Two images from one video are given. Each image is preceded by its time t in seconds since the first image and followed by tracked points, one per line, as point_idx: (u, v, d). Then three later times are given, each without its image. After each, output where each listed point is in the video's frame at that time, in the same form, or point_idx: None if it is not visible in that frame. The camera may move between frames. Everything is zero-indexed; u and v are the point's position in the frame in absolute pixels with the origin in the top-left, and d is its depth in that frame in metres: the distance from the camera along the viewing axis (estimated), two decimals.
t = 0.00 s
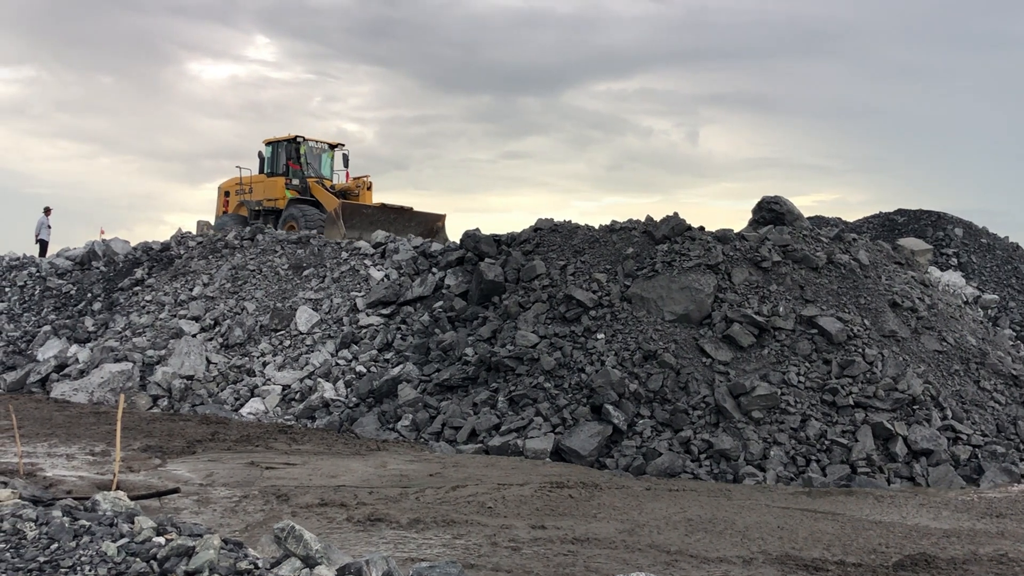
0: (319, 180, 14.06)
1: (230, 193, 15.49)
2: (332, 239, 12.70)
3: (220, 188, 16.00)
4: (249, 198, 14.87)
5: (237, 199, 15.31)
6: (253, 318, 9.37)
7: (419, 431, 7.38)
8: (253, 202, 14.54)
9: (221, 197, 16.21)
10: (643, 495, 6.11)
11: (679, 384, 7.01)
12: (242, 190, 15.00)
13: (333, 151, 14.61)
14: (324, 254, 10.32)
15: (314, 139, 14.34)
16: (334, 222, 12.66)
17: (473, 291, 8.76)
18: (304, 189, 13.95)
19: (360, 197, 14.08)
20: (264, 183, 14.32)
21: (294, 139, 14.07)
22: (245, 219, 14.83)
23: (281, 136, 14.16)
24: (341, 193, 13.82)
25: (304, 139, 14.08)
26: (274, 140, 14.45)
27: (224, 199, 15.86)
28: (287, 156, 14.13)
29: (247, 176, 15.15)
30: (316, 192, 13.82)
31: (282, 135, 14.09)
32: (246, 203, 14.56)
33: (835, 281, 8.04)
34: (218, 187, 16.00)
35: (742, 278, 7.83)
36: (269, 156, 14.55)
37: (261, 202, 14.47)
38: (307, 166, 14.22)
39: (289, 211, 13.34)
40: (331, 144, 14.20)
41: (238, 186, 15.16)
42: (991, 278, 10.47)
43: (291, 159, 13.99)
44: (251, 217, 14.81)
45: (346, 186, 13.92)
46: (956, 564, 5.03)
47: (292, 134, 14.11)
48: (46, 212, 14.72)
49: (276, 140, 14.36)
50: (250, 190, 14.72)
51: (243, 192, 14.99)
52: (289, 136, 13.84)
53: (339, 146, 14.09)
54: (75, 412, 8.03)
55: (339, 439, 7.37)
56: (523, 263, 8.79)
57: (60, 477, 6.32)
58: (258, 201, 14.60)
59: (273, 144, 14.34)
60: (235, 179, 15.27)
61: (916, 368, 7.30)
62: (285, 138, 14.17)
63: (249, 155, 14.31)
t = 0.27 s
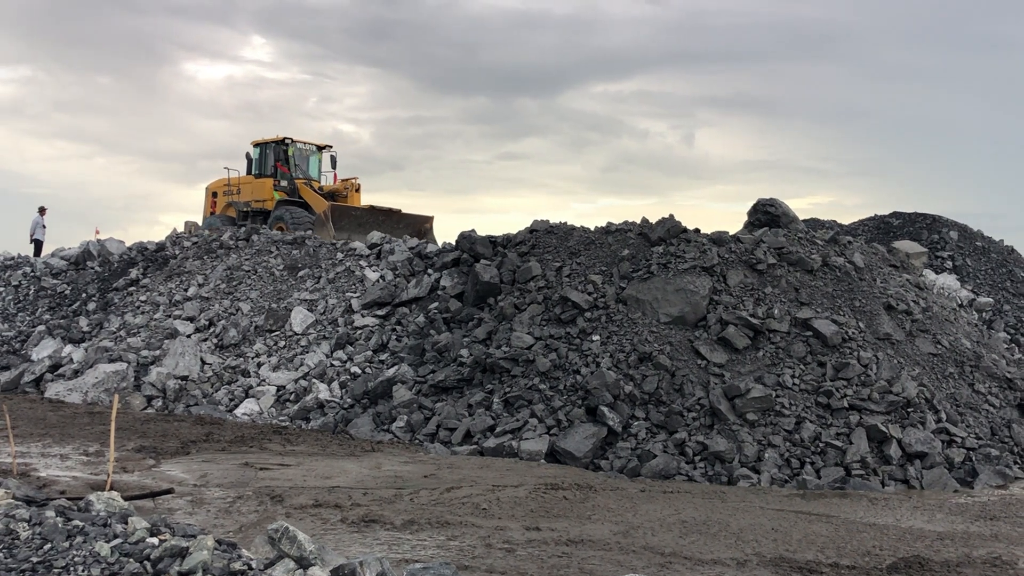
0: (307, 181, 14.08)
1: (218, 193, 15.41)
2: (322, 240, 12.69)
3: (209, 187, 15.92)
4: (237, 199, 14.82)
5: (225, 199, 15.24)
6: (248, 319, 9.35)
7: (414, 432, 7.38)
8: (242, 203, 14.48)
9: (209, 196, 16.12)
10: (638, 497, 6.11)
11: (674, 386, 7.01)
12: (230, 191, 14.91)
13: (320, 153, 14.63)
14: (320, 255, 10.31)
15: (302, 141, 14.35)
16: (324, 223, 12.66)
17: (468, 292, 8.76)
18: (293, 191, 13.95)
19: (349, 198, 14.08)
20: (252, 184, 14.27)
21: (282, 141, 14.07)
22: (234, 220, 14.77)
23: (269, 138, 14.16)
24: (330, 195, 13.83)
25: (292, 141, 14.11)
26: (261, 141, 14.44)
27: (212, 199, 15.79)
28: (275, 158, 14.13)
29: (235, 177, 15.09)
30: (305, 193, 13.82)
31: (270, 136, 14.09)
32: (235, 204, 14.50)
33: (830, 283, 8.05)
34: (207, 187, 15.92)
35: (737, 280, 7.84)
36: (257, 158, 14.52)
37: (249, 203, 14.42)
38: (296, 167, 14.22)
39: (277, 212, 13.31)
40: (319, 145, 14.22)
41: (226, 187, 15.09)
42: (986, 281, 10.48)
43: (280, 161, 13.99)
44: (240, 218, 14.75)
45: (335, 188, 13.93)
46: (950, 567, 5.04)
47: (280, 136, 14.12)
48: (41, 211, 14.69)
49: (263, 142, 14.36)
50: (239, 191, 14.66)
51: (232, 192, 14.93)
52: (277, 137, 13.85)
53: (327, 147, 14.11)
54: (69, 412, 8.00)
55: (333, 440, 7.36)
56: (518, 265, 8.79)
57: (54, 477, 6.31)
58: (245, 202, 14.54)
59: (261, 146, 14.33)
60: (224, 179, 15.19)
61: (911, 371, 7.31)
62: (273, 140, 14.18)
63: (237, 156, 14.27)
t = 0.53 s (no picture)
0: (294, 180, 14.06)
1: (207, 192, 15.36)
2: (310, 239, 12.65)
3: (197, 186, 15.86)
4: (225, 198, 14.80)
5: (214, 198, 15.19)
6: (239, 317, 9.33)
7: (405, 432, 7.37)
8: (230, 202, 14.45)
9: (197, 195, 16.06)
10: (628, 498, 6.11)
11: (664, 387, 7.02)
12: (219, 190, 14.90)
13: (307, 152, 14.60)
14: (311, 254, 10.29)
15: (289, 139, 14.31)
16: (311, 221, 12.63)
17: (459, 292, 8.75)
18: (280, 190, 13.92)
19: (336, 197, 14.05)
20: (240, 183, 14.24)
21: (269, 140, 14.04)
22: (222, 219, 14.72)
23: (256, 137, 14.12)
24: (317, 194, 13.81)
25: (279, 140, 14.09)
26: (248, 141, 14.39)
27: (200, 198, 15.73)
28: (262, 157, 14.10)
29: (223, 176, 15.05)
30: (292, 192, 13.79)
31: (257, 136, 14.06)
32: (223, 202, 14.46)
33: (821, 285, 8.06)
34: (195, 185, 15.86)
35: (729, 282, 7.85)
36: (245, 157, 14.49)
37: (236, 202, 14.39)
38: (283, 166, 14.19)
39: (264, 210, 13.28)
40: (306, 144, 14.19)
41: (214, 186, 15.05)
42: (977, 284, 10.51)
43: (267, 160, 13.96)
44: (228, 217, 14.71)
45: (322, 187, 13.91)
46: (939, 569, 5.04)
47: (266, 135, 14.08)
48: (31, 209, 14.64)
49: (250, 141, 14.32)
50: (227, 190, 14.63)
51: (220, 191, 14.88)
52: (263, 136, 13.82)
53: (314, 146, 14.09)
54: (58, 411, 7.98)
55: (324, 439, 7.35)
56: (510, 265, 8.78)
57: (42, 475, 6.28)
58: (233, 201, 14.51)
59: (249, 144, 14.30)
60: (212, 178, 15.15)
61: (901, 373, 7.33)
62: (260, 139, 14.15)
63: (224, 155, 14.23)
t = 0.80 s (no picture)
0: (283, 178, 14.02)
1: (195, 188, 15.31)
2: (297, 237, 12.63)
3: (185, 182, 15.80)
4: (214, 195, 14.78)
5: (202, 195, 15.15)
6: (227, 315, 9.30)
7: (393, 430, 7.36)
8: (218, 199, 14.41)
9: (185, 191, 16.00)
10: (616, 497, 6.12)
11: (653, 387, 7.03)
12: (208, 187, 14.87)
13: (297, 149, 14.56)
14: (300, 251, 10.27)
15: (278, 137, 14.26)
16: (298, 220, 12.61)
17: (449, 290, 8.75)
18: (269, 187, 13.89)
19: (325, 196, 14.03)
20: (229, 180, 14.21)
21: (259, 137, 14.00)
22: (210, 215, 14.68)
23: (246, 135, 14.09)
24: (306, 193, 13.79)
25: (269, 138, 14.04)
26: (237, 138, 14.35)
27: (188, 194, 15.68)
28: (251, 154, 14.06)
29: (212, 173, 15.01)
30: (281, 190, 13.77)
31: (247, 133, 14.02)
32: (212, 199, 14.42)
33: (810, 286, 8.08)
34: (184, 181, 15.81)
35: (717, 282, 7.86)
36: (234, 154, 14.45)
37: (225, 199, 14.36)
38: (272, 164, 14.16)
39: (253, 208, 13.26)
40: (295, 142, 14.15)
41: (203, 182, 15.02)
42: (964, 285, 10.55)
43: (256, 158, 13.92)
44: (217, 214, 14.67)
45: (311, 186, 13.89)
46: (925, 569, 5.05)
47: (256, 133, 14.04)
48: (19, 205, 14.57)
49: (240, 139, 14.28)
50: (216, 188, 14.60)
51: (209, 188, 14.85)
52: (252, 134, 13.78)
53: (303, 144, 14.05)
54: (45, 407, 7.95)
55: (312, 437, 7.34)
56: (499, 263, 8.78)
57: (29, 472, 6.25)
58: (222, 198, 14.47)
59: (238, 141, 14.27)
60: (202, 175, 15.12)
61: (889, 374, 7.35)
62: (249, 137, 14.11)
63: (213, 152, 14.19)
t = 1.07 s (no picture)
0: (274, 176, 13.97)
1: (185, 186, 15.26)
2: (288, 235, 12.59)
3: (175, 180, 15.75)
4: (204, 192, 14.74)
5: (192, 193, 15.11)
6: (215, 313, 9.28)
7: (381, 429, 7.35)
8: (208, 197, 14.37)
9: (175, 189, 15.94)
10: (604, 495, 6.12)
11: (641, 385, 7.04)
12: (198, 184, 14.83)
13: (287, 147, 14.54)
14: (289, 250, 10.25)
15: (269, 134, 14.24)
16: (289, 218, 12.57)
17: (438, 289, 8.74)
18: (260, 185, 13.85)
19: (316, 194, 14.01)
20: (220, 178, 14.18)
21: (249, 134, 13.98)
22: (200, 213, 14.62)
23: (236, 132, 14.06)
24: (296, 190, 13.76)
25: (258, 135, 14.02)
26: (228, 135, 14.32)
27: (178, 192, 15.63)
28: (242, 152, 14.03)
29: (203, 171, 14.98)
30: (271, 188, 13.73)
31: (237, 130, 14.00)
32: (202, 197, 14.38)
33: (798, 285, 8.09)
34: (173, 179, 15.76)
35: (706, 281, 7.87)
36: (224, 151, 14.42)
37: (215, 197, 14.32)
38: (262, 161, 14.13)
39: (243, 206, 13.22)
40: (286, 139, 14.12)
41: (194, 180, 14.98)
42: (952, 284, 10.59)
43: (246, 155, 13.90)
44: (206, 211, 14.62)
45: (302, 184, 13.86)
46: (912, 568, 5.06)
47: (246, 130, 14.01)
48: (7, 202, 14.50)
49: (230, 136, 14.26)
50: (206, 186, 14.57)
51: (199, 186, 14.81)
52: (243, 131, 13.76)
53: (293, 141, 14.03)
54: (32, 406, 7.92)
55: (300, 436, 7.32)
56: (488, 262, 8.78)
57: (15, 470, 6.22)
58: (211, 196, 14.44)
59: (228, 139, 14.25)
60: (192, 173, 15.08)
61: (876, 373, 7.37)
62: (240, 134, 14.09)
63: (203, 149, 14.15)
